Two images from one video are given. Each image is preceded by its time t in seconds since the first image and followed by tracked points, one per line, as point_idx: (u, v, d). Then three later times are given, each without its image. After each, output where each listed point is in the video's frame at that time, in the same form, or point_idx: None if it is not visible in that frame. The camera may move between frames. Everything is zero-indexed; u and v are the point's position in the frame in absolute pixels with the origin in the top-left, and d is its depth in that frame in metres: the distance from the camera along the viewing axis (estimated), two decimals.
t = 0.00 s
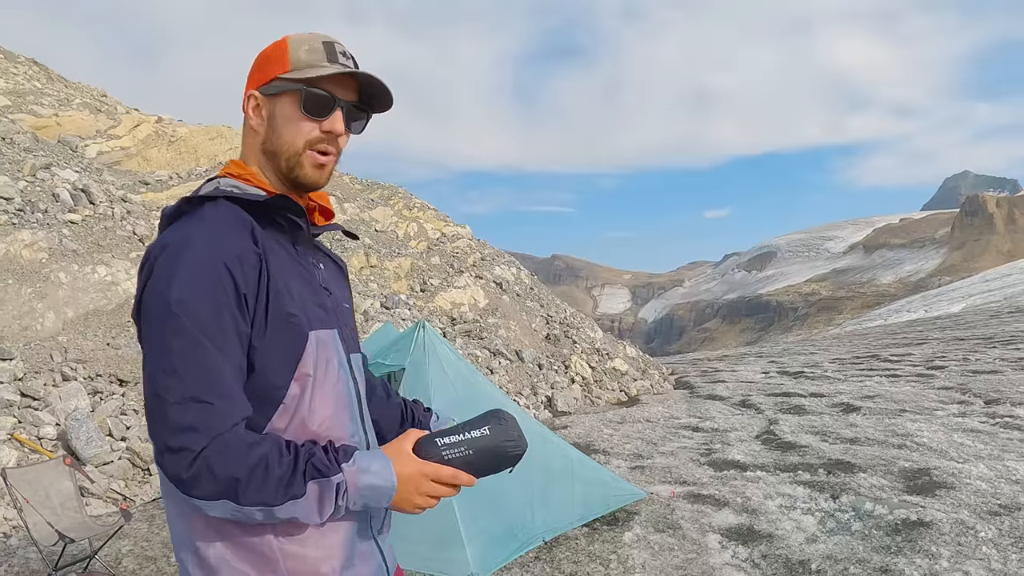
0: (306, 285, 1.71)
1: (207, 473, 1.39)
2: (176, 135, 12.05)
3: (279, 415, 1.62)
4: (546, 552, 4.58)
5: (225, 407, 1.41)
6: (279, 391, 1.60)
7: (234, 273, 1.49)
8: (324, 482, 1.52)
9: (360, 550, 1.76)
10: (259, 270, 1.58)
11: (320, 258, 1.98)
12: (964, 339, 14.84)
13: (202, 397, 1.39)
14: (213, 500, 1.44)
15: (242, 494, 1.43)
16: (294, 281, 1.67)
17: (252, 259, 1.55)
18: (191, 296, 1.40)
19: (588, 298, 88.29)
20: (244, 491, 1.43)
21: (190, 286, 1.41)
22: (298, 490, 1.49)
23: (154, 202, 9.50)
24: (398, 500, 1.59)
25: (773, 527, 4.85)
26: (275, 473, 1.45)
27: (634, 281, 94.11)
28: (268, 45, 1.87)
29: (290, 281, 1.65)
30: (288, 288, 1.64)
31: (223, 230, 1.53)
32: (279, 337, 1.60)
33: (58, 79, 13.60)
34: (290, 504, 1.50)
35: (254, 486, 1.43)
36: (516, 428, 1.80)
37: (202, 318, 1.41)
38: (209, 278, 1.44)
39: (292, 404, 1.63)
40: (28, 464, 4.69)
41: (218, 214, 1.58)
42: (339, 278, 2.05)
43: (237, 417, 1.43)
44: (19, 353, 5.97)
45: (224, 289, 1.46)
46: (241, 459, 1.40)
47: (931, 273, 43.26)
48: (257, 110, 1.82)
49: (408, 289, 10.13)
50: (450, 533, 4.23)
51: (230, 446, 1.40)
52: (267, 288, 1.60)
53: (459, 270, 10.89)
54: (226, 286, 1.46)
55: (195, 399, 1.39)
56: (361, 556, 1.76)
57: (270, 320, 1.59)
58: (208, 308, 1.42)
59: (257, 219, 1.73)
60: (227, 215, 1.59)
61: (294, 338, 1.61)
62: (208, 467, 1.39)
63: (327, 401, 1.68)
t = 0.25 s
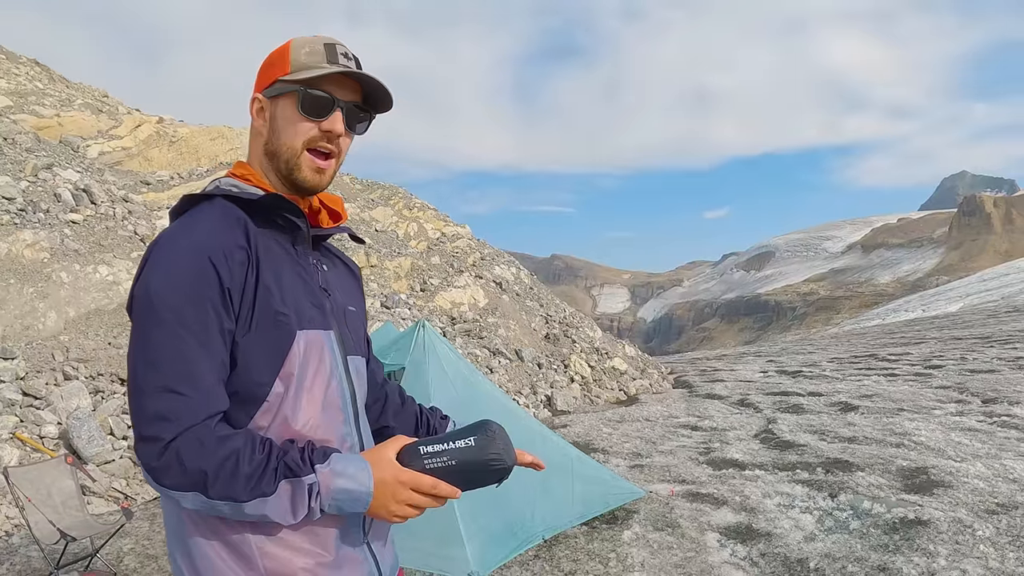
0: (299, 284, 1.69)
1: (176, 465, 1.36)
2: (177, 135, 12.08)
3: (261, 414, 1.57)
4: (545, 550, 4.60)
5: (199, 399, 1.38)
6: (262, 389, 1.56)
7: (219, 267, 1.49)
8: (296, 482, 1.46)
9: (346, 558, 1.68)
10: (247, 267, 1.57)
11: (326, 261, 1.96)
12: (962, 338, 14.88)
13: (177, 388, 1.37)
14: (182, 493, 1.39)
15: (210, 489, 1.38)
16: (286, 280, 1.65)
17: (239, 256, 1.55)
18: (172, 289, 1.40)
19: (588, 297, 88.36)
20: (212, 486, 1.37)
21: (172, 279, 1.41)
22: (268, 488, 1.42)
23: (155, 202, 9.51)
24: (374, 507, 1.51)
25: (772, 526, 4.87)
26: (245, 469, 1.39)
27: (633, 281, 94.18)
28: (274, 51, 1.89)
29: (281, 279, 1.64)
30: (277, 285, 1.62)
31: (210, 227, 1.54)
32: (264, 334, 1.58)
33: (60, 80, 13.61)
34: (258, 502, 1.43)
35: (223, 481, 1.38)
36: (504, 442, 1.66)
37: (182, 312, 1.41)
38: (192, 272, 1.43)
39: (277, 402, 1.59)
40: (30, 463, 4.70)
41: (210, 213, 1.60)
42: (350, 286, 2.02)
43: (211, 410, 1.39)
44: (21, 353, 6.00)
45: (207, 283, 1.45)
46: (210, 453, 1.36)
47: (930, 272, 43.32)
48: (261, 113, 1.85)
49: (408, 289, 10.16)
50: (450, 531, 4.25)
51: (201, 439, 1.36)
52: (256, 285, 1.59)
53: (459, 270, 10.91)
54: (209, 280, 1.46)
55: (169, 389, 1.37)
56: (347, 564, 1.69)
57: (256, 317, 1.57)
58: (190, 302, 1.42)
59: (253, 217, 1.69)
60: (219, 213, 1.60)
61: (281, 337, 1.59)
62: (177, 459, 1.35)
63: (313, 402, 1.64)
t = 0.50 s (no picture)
0: (293, 281, 1.70)
1: (161, 460, 1.38)
2: (178, 135, 12.11)
3: (251, 410, 1.59)
4: (544, 548, 4.62)
5: (184, 395, 1.40)
6: (252, 386, 1.58)
7: (207, 265, 1.51)
8: (279, 479, 1.46)
9: (337, 556, 1.69)
10: (237, 265, 1.59)
11: (327, 260, 1.97)
12: (959, 338, 14.91)
13: (163, 384, 1.39)
14: (168, 487, 1.41)
15: (194, 484, 1.39)
16: (278, 277, 1.66)
17: (228, 254, 1.57)
18: (160, 286, 1.42)
19: (587, 297, 88.38)
20: (196, 480, 1.39)
21: (161, 277, 1.43)
22: (252, 484, 1.43)
23: (157, 202, 9.53)
24: (359, 505, 1.51)
25: (770, 524, 4.90)
26: (228, 465, 1.40)
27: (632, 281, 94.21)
28: (269, 52, 1.90)
29: (272, 276, 1.65)
30: (269, 283, 1.64)
31: (200, 226, 1.56)
32: (255, 332, 1.59)
33: (62, 80, 13.62)
34: (243, 497, 1.44)
35: (207, 476, 1.39)
36: (492, 441, 1.64)
37: (170, 309, 1.43)
38: (179, 270, 1.45)
39: (268, 399, 1.60)
40: (31, 462, 4.73)
41: (202, 212, 1.62)
42: (353, 285, 2.03)
43: (196, 406, 1.41)
44: (23, 352, 6.02)
45: (195, 280, 1.47)
46: (194, 448, 1.37)
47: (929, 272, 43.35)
48: (258, 113, 1.86)
49: (408, 288, 10.18)
50: (450, 530, 4.27)
51: (185, 434, 1.38)
52: (246, 283, 1.60)
53: (459, 270, 10.93)
54: (197, 278, 1.48)
55: (156, 386, 1.39)
56: (339, 563, 1.69)
57: (247, 314, 1.59)
58: (177, 299, 1.44)
59: (247, 215, 1.71)
60: (211, 213, 1.62)
61: (271, 335, 1.61)
62: (163, 454, 1.37)
63: (304, 400, 1.64)
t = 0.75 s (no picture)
0: (293, 279, 1.72)
1: (163, 458, 1.40)
2: (180, 135, 12.13)
3: (252, 408, 1.61)
4: (544, 546, 4.64)
5: (184, 393, 1.41)
6: (253, 383, 1.60)
7: (206, 264, 1.52)
8: (279, 475, 1.48)
9: (336, 549, 1.70)
10: (236, 264, 1.61)
11: (328, 256, 1.99)
12: (957, 337, 14.94)
13: (163, 383, 1.41)
14: (170, 485, 1.43)
15: (195, 481, 1.41)
16: (277, 275, 1.68)
17: (227, 253, 1.59)
18: (159, 287, 1.44)
19: (587, 296, 88.39)
20: (197, 478, 1.41)
21: (159, 277, 1.45)
22: (252, 481, 1.45)
23: (158, 202, 9.55)
24: (360, 500, 1.52)
25: (769, 523, 4.92)
26: (228, 462, 1.42)
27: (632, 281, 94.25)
28: (261, 52, 1.92)
29: (271, 274, 1.67)
30: (267, 281, 1.65)
31: (199, 226, 1.58)
32: (254, 329, 1.61)
33: (63, 81, 13.63)
34: (243, 494, 1.46)
35: (208, 474, 1.41)
36: (491, 436, 1.66)
37: (169, 309, 1.45)
38: (178, 269, 1.47)
39: (269, 397, 1.62)
40: (33, 461, 4.75)
41: (201, 212, 1.64)
42: (355, 279, 2.06)
43: (196, 404, 1.42)
44: (25, 351, 6.04)
45: (194, 279, 1.49)
46: (194, 446, 1.39)
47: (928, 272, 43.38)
48: (255, 111, 1.87)
49: (408, 288, 10.20)
50: (450, 527, 4.29)
51: (186, 433, 1.39)
52: (245, 281, 1.62)
53: (458, 269, 10.95)
54: (196, 277, 1.49)
55: (156, 385, 1.41)
56: (338, 556, 1.71)
57: (246, 312, 1.61)
58: (176, 299, 1.46)
59: (246, 214, 1.74)
60: (210, 212, 1.64)
61: (270, 332, 1.63)
62: (164, 451, 1.39)
63: (305, 396, 1.67)
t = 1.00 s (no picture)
0: (297, 279, 1.74)
1: (170, 458, 1.42)
2: (180, 136, 12.15)
3: (258, 407, 1.64)
4: (544, 544, 4.66)
5: (190, 394, 1.44)
6: (258, 382, 1.63)
7: (210, 265, 1.55)
8: (285, 474, 1.49)
9: (338, 546, 1.73)
10: (240, 265, 1.63)
11: (332, 255, 2.01)
12: (955, 337, 14.97)
13: (169, 384, 1.43)
14: (177, 484, 1.45)
15: (202, 481, 1.43)
16: (281, 275, 1.70)
17: (231, 254, 1.61)
18: (165, 289, 1.47)
19: (587, 296, 88.40)
20: (204, 478, 1.43)
21: (165, 278, 1.48)
22: (258, 480, 1.46)
23: (159, 202, 9.57)
24: (364, 499, 1.55)
25: (767, 521, 4.94)
26: (235, 462, 1.43)
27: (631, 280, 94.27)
28: (261, 51, 1.93)
29: (275, 274, 1.69)
30: (272, 281, 1.68)
31: (204, 227, 1.60)
32: (259, 330, 1.64)
33: (65, 82, 13.65)
34: (250, 493, 1.47)
35: (215, 473, 1.43)
36: (494, 435, 1.68)
37: (176, 310, 1.47)
38: (183, 271, 1.50)
39: (273, 395, 1.64)
40: (35, 459, 4.77)
41: (206, 212, 1.67)
42: (359, 277, 2.08)
43: (202, 405, 1.44)
44: (27, 351, 6.06)
45: (199, 280, 1.51)
46: (201, 447, 1.41)
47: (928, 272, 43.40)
48: (257, 110, 1.89)
49: (409, 288, 10.22)
50: (450, 526, 4.31)
51: (193, 433, 1.41)
52: (250, 281, 1.64)
53: (458, 269, 10.98)
54: (200, 278, 1.52)
55: (163, 386, 1.43)
56: (340, 552, 1.73)
57: (251, 312, 1.63)
58: (181, 300, 1.48)
59: (250, 214, 1.75)
60: (215, 213, 1.67)
61: (275, 331, 1.65)
62: (171, 452, 1.41)
63: (309, 395, 1.69)
